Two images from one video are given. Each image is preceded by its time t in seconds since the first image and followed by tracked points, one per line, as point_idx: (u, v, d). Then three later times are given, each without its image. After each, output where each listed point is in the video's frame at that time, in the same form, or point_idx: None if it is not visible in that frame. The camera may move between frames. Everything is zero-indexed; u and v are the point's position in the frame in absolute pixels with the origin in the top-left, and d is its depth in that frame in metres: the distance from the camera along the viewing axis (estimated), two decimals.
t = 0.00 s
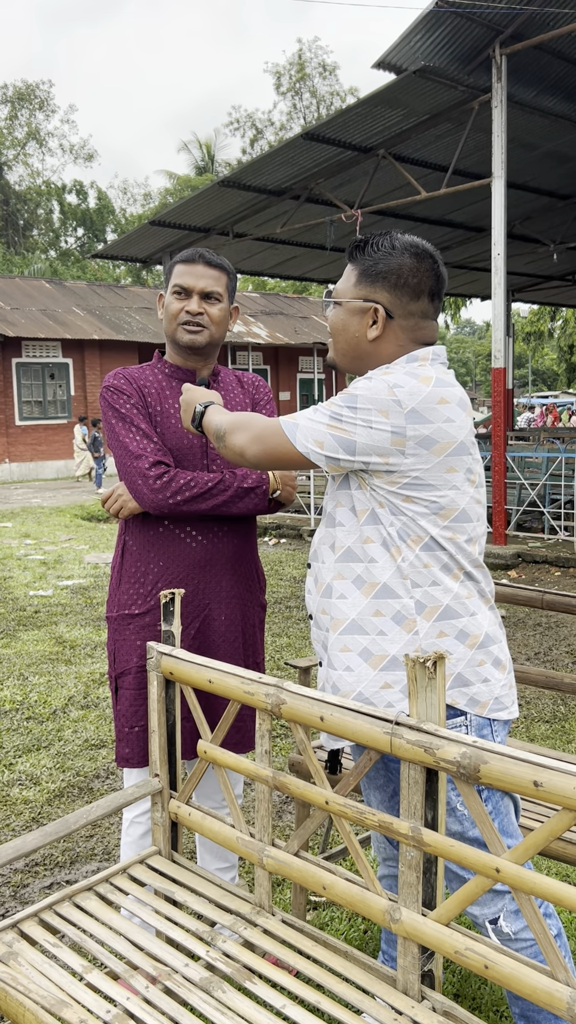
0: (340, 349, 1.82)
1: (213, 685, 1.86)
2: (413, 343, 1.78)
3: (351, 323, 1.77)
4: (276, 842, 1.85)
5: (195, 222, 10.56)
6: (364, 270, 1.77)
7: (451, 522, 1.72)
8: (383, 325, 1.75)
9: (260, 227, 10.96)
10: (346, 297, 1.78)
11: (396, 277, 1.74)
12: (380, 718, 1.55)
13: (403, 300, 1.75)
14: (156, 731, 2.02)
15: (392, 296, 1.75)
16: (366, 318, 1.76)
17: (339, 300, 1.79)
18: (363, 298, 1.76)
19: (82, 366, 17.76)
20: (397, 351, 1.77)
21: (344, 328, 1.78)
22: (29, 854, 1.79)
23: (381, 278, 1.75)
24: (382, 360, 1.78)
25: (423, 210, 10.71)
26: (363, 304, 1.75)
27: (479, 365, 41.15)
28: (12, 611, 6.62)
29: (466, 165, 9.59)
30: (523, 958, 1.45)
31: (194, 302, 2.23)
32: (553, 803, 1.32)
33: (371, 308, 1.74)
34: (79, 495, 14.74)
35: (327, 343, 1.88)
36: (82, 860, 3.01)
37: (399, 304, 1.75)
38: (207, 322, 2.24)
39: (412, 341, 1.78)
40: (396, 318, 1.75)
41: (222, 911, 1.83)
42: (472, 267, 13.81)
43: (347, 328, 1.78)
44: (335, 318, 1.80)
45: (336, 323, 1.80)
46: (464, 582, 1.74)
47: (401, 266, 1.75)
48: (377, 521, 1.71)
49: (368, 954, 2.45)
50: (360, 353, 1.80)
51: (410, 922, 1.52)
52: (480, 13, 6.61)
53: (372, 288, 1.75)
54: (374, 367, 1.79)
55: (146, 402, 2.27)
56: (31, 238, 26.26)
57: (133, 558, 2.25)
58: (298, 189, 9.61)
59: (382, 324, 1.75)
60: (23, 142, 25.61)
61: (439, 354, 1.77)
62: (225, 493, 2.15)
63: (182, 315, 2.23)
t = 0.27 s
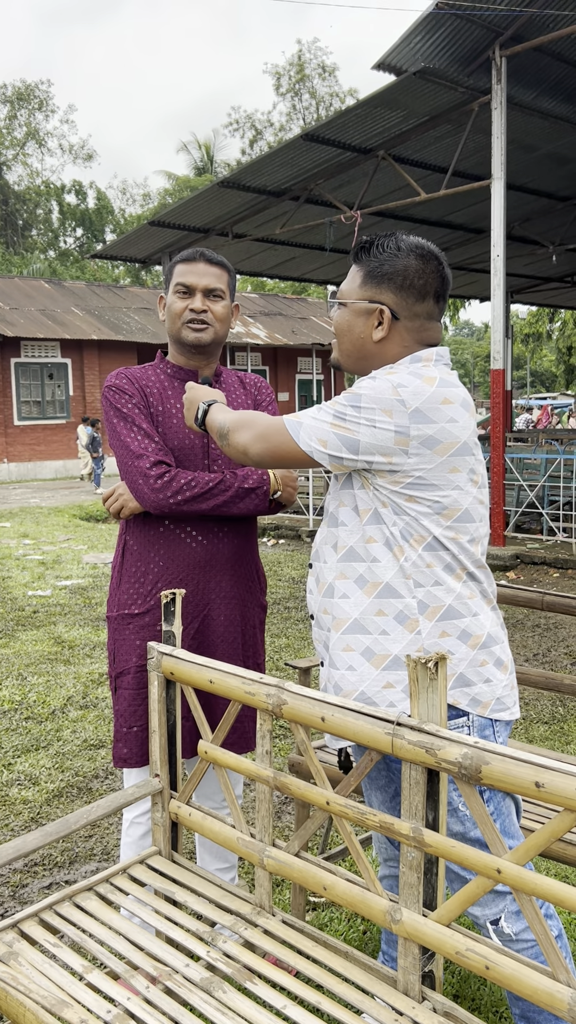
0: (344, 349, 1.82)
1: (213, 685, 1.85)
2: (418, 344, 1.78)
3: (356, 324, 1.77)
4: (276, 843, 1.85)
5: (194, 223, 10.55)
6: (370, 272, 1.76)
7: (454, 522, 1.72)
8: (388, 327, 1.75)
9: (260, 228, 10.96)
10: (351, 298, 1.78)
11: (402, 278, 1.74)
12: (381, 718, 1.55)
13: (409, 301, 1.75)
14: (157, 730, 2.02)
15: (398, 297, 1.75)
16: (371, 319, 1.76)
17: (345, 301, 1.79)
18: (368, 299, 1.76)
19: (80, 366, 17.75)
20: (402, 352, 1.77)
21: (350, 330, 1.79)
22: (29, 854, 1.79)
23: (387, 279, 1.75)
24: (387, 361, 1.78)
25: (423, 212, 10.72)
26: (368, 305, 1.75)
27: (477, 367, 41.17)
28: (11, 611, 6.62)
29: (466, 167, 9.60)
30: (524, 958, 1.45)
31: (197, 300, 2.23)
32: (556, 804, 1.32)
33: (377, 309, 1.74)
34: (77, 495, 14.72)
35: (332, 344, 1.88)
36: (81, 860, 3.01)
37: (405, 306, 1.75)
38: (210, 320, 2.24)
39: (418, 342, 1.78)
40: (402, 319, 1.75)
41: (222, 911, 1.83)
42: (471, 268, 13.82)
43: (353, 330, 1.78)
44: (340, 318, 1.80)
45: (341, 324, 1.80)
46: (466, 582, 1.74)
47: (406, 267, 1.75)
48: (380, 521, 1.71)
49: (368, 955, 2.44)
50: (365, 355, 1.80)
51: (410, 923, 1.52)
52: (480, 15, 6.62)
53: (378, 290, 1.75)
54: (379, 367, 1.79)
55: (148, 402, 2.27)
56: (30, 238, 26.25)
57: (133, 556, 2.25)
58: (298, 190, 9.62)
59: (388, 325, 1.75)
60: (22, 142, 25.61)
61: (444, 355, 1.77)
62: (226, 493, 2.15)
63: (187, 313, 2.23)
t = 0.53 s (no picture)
0: (345, 350, 1.82)
1: (213, 685, 1.85)
2: (419, 344, 1.78)
3: (358, 325, 1.77)
4: (276, 843, 1.85)
5: (193, 223, 10.55)
6: (371, 272, 1.76)
7: (455, 523, 1.71)
8: (390, 328, 1.75)
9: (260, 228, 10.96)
10: (352, 299, 1.78)
11: (404, 279, 1.74)
12: (381, 718, 1.55)
13: (411, 302, 1.75)
14: (156, 731, 2.02)
15: (400, 298, 1.74)
16: (373, 320, 1.76)
17: (346, 302, 1.79)
18: (370, 299, 1.76)
19: (79, 366, 17.74)
20: (404, 353, 1.77)
21: (351, 331, 1.79)
22: (29, 854, 1.78)
23: (388, 280, 1.74)
24: (388, 362, 1.78)
25: (422, 213, 10.73)
26: (370, 306, 1.75)
27: (476, 367, 41.19)
28: (9, 611, 6.61)
29: (465, 168, 9.60)
30: (524, 959, 1.45)
31: (207, 300, 2.23)
32: (556, 806, 1.32)
33: (378, 309, 1.74)
34: (76, 494, 14.71)
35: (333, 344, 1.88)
36: (80, 860, 3.00)
37: (406, 306, 1.75)
38: (220, 318, 2.25)
39: (419, 343, 1.78)
40: (404, 320, 1.75)
41: (221, 911, 1.83)
42: (470, 269, 13.82)
43: (354, 331, 1.78)
44: (341, 319, 1.80)
45: (343, 325, 1.80)
46: (467, 583, 1.74)
47: (408, 267, 1.74)
48: (381, 522, 1.71)
49: (367, 956, 2.44)
50: (367, 355, 1.80)
51: (410, 923, 1.52)
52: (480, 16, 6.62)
53: (379, 290, 1.75)
54: (381, 367, 1.79)
55: (146, 401, 2.26)
56: (29, 238, 26.22)
57: (132, 556, 2.24)
58: (298, 191, 9.61)
59: (390, 326, 1.75)
60: (22, 142, 25.58)
61: (446, 355, 1.77)
62: (225, 492, 2.15)
63: (197, 314, 2.22)
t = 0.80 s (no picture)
0: (345, 351, 1.81)
1: (213, 686, 1.85)
2: (419, 345, 1.77)
3: (359, 324, 1.77)
4: (274, 844, 1.84)
5: (193, 223, 10.54)
6: (371, 273, 1.75)
7: (456, 524, 1.71)
8: (390, 328, 1.74)
9: (259, 228, 10.95)
10: (352, 300, 1.77)
11: (404, 279, 1.73)
12: (382, 719, 1.54)
13: (411, 303, 1.74)
14: (155, 731, 2.02)
15: (400, 298, 1.74)
16: (373, 321, 1.75)
17: (345, 302, 1.78)
18: (370, 299, 1.75)
19: (78, 366, 17.72)
20: (405, 354, 1.76)
21: (351, 332, 1.78)
22: (26, 855, 1.78)
23: (388, 281, 1.74)
24: (390, 363, 1.77)
25: (422, 213, 10.72)
26: (370, 307, 1.74)
27: (475, 368, 41.19)
28: (7, 610, 6.60)
29: (466, 168, 9.59)
30: (523, 962, 1.45)
31: (206, 299, 2.22)
32: (558, 809, 1.31)
33: (379, 310, 1.74)
34: (74, 494, 14.70)
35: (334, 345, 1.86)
36: (78, 860, 3.00)
37: (407, 307, 1.74)
38: (218, 319, 2.25)
39: (419, 342, 1.77)
40: (405, 320, 1.75)
41: (220, 913, 1.82)
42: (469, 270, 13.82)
43: (354, 332, 1.77)
44: (342, 320, 1.79)
45: (343, 325, 1.79)
46: (469, 584, 1.74)
47: (408, 268, 1.74)
48: (382, 522, 1.70)
49: (365, 958, 2.43)
50: (367, 356, 1.79)
51: (410, 925, 1.51)
52: (481, 17, 6.62)
53: (379, 290, 1.74)
54: (382, 368, 1.79)
55: (142, 401, 2.26)
56: (28, 237, 26.20)
57: (131, 556, 2.24)
58: (298, 190, 9.60)
59: (390, 326, 1.74)
60: (21, 140, 25.54)
61: (448, 354, 1.76)
62: (223, 491, 2.15)
63: (195, 314, 2.21)
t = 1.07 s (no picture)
0: (345, 353, 1.80)
1: (211, 688, 1.84)
2: (419, 346, 1.77)
3: (359, 326, 1.76)
4: (272, 847, 1.84)
5: (193, 222, 10.53)
6: (370, 275, 1.75)
7: (456, 526, 1.71)
8: (390, 330, 1.74)
9: (259, 227, 10.94)
10: (351, 302, 1.76)
11: (403, 280, 1.73)
12: (380, 722, 1.54)
13: (411, 304, 1.74)
14: (153, 732, 2.01)
15: (400, 300, 1.73)
16: (373, 323, 1.74)
17: (344, 304, 1.77)
18: (369, 302, 1.74)
19: (77, 365, 17.69)
20: (405, 355, 1.76)
21: (351, 334, 1.77)
22: (24, 856, 1.77)
23: (388, 282, 1.73)
24: (390, 365, 1.77)
25: (421, 213, 10.72)
26: (370, 309, 1.74)
27: (474, 369, 41.20)
28: (5, 609, 6.58)
29: (466, 169, 9.59)
30: (521, 966, 1.44)
31: (200, 301, 2.22)
32: (556, 813, 1.30)
33: (379, 312, 1.73)
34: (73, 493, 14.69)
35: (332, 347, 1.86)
36: (75, 861, 2.99)
37: (407, 308, 1.74)
38: (212, 319, 2.24)
39: (419, 344, 1.77)
40: (405, 322, 1.74)
41: (217, 916, 1.81)
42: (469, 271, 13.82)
43: (354, 334, 1.77)
44: (340, 322, 1.78)
45: (342, 327, 1.79)
46: (468, 586, 1.73)
47: (407, 269, 1.74)
48: (382, 525, 1.69)
49: (362, 960, 2.43)
50: (367, 358, 1.78)
51: (407, 929, 1.50)
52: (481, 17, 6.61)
53: (379, 291, 1.74)
54: (382, 370, 1.78)
55: (137, 402, 2.25)
56: (28, 236, 26.18)
57: (128, 557, 2.23)
58: (298, 190, 9.60)
59: (390, 328, 1.74)
60: (21, 139, 25.51)
61: (448, 355, 1.76)
62: (220, 492, 2.14)
63: (189, 315, 2.21)
